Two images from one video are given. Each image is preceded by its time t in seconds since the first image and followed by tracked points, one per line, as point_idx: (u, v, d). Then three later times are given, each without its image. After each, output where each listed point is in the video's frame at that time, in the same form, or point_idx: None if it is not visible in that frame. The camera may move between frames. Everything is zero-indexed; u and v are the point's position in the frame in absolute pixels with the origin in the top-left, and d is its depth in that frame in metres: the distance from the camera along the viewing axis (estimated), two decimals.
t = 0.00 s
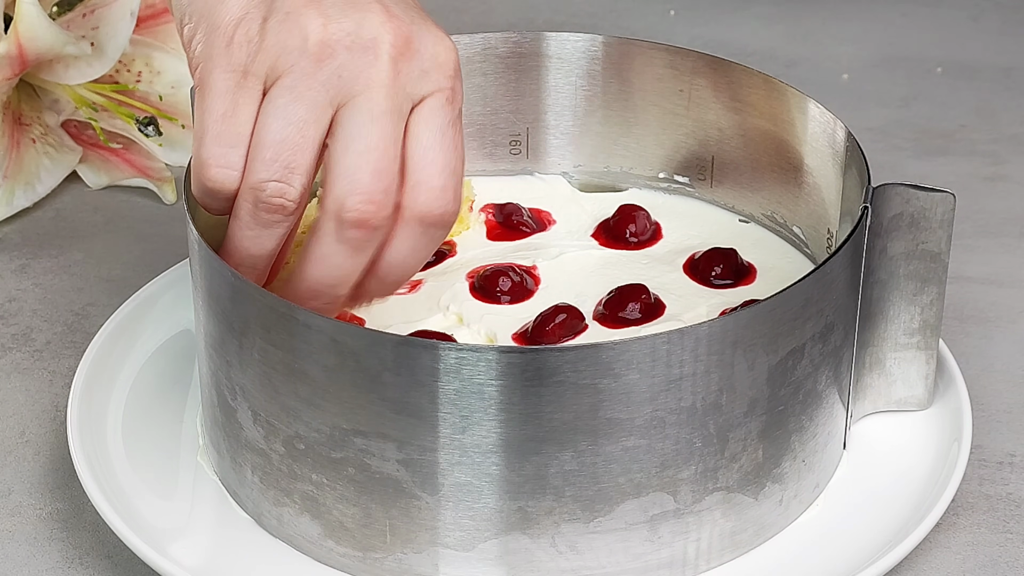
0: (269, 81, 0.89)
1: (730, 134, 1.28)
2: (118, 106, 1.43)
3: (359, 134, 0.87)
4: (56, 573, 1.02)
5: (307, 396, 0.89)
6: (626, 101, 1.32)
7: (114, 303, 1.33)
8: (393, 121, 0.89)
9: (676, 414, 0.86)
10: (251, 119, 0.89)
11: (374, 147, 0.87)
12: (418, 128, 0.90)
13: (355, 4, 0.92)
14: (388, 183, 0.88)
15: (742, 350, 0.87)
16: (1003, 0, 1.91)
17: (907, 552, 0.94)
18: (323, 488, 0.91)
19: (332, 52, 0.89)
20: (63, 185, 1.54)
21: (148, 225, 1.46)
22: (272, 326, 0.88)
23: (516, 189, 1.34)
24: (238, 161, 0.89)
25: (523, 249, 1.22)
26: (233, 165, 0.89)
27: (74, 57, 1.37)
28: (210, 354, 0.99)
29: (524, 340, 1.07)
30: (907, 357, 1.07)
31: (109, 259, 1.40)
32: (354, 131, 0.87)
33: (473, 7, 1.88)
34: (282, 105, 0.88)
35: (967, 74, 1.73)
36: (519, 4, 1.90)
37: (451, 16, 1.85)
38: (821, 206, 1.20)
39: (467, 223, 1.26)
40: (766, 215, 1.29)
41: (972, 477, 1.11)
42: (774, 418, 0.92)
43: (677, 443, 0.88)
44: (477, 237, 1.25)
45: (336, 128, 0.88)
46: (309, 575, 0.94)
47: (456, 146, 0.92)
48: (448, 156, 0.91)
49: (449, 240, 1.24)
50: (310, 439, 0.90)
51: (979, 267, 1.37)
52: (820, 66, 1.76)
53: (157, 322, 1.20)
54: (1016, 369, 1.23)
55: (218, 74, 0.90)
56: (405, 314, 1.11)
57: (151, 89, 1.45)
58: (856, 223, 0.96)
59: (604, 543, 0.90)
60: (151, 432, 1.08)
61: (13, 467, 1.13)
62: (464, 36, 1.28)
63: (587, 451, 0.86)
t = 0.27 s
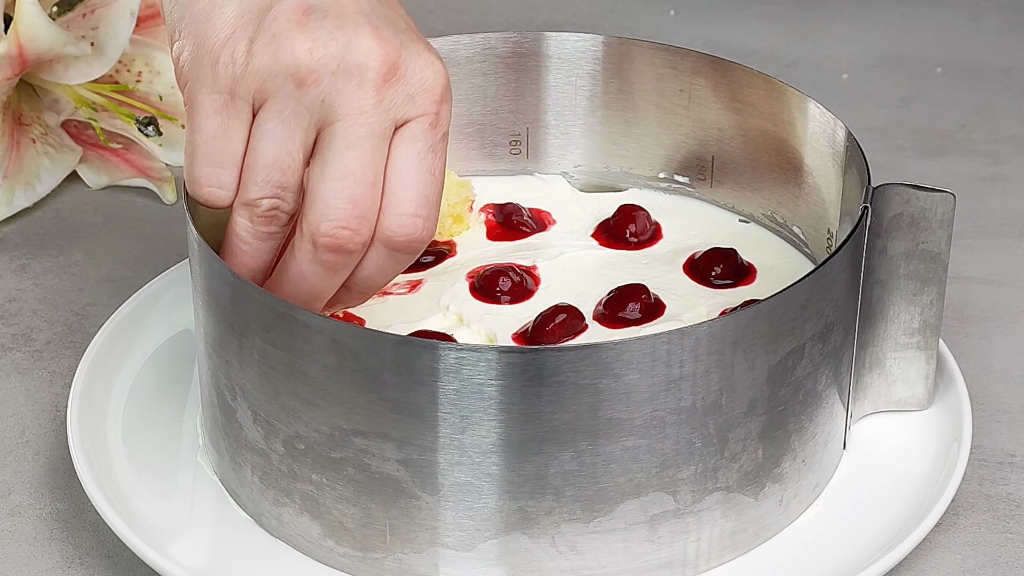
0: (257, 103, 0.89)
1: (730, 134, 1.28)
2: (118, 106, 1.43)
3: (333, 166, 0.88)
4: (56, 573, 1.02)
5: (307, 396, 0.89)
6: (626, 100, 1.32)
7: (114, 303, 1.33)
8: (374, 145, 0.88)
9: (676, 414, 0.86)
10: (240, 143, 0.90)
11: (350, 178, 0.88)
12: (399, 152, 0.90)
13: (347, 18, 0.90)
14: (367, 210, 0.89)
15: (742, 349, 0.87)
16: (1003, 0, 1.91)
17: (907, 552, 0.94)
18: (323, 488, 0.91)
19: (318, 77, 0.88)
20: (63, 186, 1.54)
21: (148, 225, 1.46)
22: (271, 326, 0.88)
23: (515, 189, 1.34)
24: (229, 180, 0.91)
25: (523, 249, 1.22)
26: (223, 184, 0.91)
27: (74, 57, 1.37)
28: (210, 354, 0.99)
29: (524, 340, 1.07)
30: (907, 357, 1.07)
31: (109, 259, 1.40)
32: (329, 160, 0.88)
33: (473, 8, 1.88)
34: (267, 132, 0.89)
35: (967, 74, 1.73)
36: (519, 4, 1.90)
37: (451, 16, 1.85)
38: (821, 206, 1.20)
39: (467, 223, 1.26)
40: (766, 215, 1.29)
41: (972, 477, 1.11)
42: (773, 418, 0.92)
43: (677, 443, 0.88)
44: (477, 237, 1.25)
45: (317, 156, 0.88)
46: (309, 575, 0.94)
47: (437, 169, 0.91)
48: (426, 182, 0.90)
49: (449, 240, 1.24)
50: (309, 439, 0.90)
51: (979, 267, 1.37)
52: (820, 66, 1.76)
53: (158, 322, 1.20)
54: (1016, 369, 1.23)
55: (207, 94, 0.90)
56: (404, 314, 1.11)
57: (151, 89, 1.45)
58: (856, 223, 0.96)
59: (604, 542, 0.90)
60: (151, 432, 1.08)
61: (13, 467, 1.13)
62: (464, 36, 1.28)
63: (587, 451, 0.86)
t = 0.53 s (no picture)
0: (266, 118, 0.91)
1: (731, 134, 1.28)
2: (118, 106, 1.43)
3: (336, 184, 0.91)
4: (56, 573, 1.02)
5: (307, 396, 0.89)
6: (626, 101, 1.32)
7: (114, 303, 1.33)
8: (381, 165, 0.91)
9: (676, 414, 0.86)
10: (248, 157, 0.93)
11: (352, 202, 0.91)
12: (410, 169, 0.92)
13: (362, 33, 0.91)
14: (369, 222, 0.92)
15: (742, 349, 0.87)
16: (1003, 0, 1.91)
17: (907, 552, 0.94)
18: (323, 488, 0.91)
19: (331, 93, 0.89)
20: (63, 186, 1.54)
21: (148, 225, 1.46)
22: (271, 325, 0.88)
23: (515, 189, 1.34)
24: (236, 187, 0.94)
25: (523, 249, 1.22)
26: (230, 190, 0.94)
27: (74, 57, 1.37)
28: (209, 354, 0.99)
29: (524, 340, 1.07)
30: (907, 357, 1.07)
31: (109, 259, 1.40)
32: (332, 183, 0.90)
33: (473, 8, 1.88)
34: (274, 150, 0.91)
35: (967, 74, 1.73)
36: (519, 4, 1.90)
37: (451, 16, 1.85)
38: (821, 206, 1.20)
39: (467, 223, 1.26)
40: (766, 215, 1.29)
41: (972, 476, 1.11)
42: (773, 418, 0.92)
43: (677, 443, 0.88)
44: (477, 237, 1.25)
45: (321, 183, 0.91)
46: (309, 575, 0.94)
47: (446, 186, 0.94)
48: (437, 199, 0.93)
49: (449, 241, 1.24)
50: (309, 439, 0.90)
51: (979, 267, 1.37)
52: (820, 66, 1.76)
53: (158, 322, 1.20)
54: (1016, 369, 1.23)
55: (218, 103, 0.92)
56: (404, 314, 1.11)
57: (151, 89, 1.45)
58: (856, 223, 0.96)
59: (604, 542, 0.90)
60: (152, 432, 1.08)
61: (13, 467, 1.13)
62: (464, 36, 1.28)
63: (587, 451, 0.86)
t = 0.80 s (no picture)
0: None
1: (731, 134, 1.28)
2: (118, 105, 1.42)
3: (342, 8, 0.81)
4: (56, 573, 1.02)
5: (307, 396, 0.89)
6: (626, 100, 1.32)
7: (114, 303, 1.33)
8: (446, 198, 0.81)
9: (676, 414, 0.86)
10: None
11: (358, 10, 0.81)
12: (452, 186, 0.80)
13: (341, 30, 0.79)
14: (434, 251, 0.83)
15: (742, 349, 0.87)
16: (1003, 0, 1.91)
17: (907, 552, 0.94)
18: (323, 488, 0.91)
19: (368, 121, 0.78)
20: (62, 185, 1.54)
21: (148, 225, 1.46)
22: (271, 325, 0.88)
23: (515, 189, 1.34)
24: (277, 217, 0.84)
25: (523, 249, 1.22)
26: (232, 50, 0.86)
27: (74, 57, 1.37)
28: (209, 354, 0.99)
29: (524, 340, 1.07)
30: (907, 357, 1.07)
31: (109, 259, 1.40)
32: None
33: (473, 7, 1.88)
34: None
35: (967, 74, 1.73)
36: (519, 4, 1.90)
37: (451, 16, 1.85)
38: (821, 206, 1.20)
39: (467, 223, 1.27)
40: (766, 216, 1.29)
41: (972, 476, 1.11)
42: (773, 418, 0.92)
43: (676, 443, 0.88)
44: (477, 237, 1.25)
45: None
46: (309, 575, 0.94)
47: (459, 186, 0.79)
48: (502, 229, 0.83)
49: (449, 240, 1.25)
50: (309, 440, 0.90)
51: (978, 267, 1.37)
52: (820, 66, 1.76)
53: (158, 322, 1.20)
54: (1015, 369, 1.23)
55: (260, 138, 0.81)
56: (404, 314, 1.11)
57: (151, 89, 1.45)
58: (856, 223, 0.96)
59: (604, 542, 0.90)
60: (152, 432, 1.08)
61: (13, 467, 1.13)
62: (464, 36, 1.29)
63: (587, 451, 0.86)
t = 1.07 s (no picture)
0: None
1: (731, 134, 1.28)
2: (118, 105, 1.42)
3: None
4: (56, 573, 1.02)
5: (307, 396, 0.89)
6: (626, 100, 1.32)
7: (114, 303, 1.33)
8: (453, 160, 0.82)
9: (676, 414, 0.86)
10: None
11: None
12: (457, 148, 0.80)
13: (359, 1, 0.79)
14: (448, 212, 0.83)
15: (742, 349, 0.87)
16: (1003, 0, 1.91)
17: (907, 552, 0.94)
18: (323, 488, 0.91)
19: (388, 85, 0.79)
20: (62, 186, 1.54)
21: (148, 225, 1.46)
22: (271, 325, 0.88)
23: (515, 189, 1.34)
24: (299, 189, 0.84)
25: (523, 249, 1.22)
26: None
27: (74, 57, 1.37)
28: (210, 354, 0.99)
29: (524, 340, 1.07)
30: (907, 357, 1.07)
31: (109, 259, 1.40)
32: None
33: (473, 7, 1.88)
34: None
35: (967, 74, 1.73)
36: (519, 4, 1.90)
37: (452, 16, 1.85)
38: (821, 206, 1.20)
39: (467, 223, 1.27)
40: (766, 216, 1.29)
41: (972, 476, 1.11)
42: (773, 418, 0.92)
43: (676, 443, 0.88)
44: (477, 237, 1.25)
45: None
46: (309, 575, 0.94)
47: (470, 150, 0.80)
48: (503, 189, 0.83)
49: (449, 240, 1.25)
50: (309, 439, 0.90)
51: (978, 267, 1.37)
52: (820, 66, 1.76)
53: (158, 322, 1.19)
54: (1015, 369, 1.23)
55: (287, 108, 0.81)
56: (404, 314, 1.11)
57: (151, 89, 1.45)
58: (856, 223, 0.96)
59: (604, 543, 0.90)
60: (152, 433, 1.08)
61: (13, 467, 1.13)
62: (464, 36, 1.29)
63: (587, 451, 0.86)
